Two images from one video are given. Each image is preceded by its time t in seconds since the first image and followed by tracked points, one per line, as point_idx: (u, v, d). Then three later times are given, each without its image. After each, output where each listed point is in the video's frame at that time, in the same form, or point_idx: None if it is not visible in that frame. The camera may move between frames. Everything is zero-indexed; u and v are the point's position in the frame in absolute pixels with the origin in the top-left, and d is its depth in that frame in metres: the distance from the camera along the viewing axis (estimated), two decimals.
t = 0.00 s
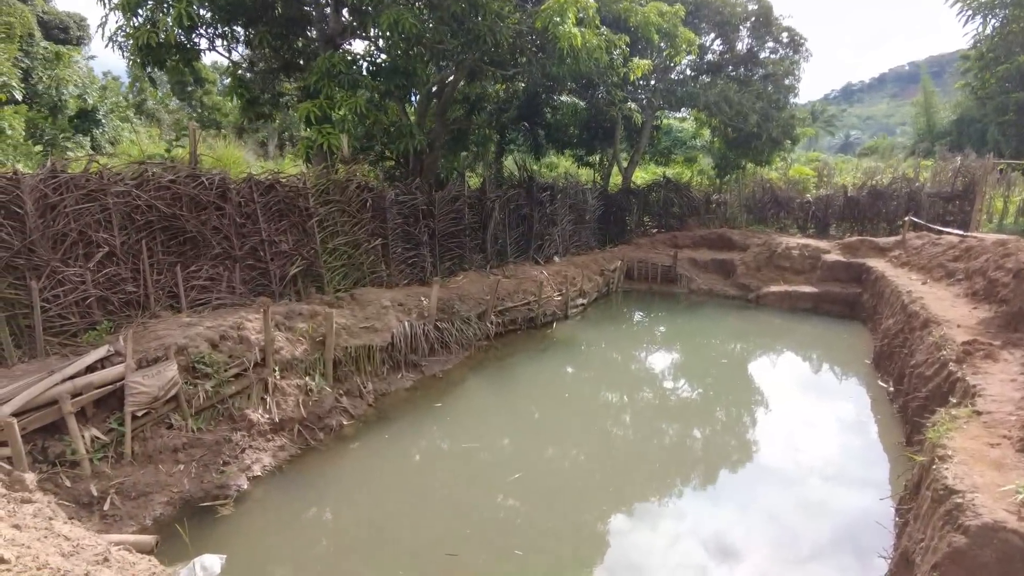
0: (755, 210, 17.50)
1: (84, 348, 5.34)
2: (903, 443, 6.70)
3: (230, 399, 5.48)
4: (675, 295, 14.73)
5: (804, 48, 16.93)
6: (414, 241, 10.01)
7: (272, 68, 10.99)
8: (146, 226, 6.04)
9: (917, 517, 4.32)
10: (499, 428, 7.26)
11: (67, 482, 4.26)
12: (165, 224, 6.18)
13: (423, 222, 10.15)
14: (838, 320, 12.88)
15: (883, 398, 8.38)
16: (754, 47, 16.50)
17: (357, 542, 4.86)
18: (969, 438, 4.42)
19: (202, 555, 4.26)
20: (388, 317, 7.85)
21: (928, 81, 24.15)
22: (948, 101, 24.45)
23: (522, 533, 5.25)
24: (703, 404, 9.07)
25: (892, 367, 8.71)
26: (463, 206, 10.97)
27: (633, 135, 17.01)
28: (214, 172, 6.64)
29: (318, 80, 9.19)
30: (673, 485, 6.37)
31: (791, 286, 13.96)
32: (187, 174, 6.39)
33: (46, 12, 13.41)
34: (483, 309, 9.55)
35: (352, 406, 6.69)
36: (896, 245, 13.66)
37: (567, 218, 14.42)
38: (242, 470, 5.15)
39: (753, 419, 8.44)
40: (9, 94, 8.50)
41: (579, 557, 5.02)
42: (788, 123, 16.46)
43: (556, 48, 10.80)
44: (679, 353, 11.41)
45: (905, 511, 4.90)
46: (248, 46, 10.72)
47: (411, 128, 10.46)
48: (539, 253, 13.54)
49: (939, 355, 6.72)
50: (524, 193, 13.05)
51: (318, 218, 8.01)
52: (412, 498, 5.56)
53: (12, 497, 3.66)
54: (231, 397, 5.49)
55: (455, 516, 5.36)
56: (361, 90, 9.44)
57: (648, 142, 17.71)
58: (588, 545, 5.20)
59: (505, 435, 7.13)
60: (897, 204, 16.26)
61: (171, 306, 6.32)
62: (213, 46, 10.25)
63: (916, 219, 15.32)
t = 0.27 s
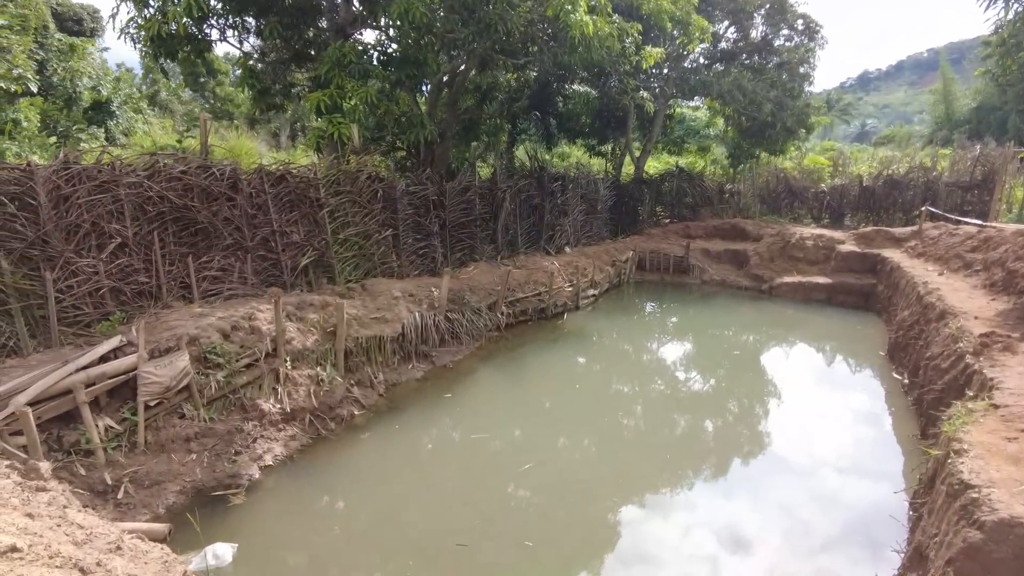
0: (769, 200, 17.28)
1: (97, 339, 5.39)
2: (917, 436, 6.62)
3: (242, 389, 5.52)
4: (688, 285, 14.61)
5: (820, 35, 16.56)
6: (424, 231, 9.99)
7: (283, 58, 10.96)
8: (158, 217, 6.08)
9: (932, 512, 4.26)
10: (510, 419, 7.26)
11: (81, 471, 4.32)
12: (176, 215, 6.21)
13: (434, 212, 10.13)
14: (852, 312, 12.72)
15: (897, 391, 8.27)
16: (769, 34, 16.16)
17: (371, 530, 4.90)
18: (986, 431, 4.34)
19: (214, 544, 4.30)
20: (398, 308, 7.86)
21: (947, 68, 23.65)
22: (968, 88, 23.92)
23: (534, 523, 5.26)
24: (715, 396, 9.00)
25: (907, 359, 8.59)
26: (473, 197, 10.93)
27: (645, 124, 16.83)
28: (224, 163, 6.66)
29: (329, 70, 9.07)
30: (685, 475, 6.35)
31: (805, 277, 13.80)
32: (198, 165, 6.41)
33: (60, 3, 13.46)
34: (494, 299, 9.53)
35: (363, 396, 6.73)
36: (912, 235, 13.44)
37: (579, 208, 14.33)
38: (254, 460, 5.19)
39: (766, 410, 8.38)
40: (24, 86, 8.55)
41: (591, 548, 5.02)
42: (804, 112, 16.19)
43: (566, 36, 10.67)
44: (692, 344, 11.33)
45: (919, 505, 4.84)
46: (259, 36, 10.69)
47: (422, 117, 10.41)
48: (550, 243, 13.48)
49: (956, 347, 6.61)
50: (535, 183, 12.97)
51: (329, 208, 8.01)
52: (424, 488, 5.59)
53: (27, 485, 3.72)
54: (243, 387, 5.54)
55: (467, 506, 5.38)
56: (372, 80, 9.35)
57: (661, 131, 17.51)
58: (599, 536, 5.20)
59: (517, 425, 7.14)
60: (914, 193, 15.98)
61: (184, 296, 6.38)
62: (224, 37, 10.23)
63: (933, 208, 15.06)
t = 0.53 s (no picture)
0: (783, 191, 17.05)
1: (110, 330, 5.45)
2: (932, 430, 6.53)
3: (252, 380, 5.56)
4: (700, 277, 14.48)
5: (836, 25, 16.17)
6: (435, 223, 9.97)
7: (294, 49, 10.94)
8: (169, 209, 6.12)
9: (944, 507, 4.20)
10: (521, 411, 7.26)
11: (94, 461, 4.39)
12: (187, 207, 6.25)
13: (445, 204, 10.10)
14: (868, 303, 12.54)
15: (912, 384, 8.15)
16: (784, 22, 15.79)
17: (383, 520, 4.93)
18: (1002, 426, 4.25)
19: (223, 534, 4.33)
20: (408, 299, 7.86)
21: (968, 54, 23.10)
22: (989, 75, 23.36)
23: (543, 514, 5.27)
24: (727, 388, 8.93)
25: (922, 351, 8.46)
26: (484, 188, 10.88)
27: (659, 114, 16.63)
28: (234, 155, 6.68)
29: (341, 62, 8.96)
30: (697, 468, 6.32)
31: (820, 268, 13.62)
32: (209, 158, 6.44)
33: None
34: (504, 291, 9.51)
35: (373, 387, 6.76)
36: (929, 226, 13.21)
37: (590, 199, 14.23)
38: (264, 451, 5.24)
39: (779, 402, 8.30)
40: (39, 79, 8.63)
41: (601, 540, 5.02)
42: (820, 100, 15.90)
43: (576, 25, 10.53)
44: (704, 336, 11.24)
45: (932, 500, 4.78)
46: (270, 27, 10.66)
47: (432, 108, 10.35)
48: (561, 234, 13.41)
49: (972, 340, 6.49)
50: (546, 174, 12.89)
51: (340, 200, 8.01)
52: (436, 479, 5.62)
53: (41, 475, 3.78)
54: (253, 379, 5.58)
55: (477, 497, 5.40)
56: (383, 71, 9.23)
57: (674, 121, 17.30)
58: (609, 528, 5.19)
59: (527, 417, 7.15)
60: (932, 183, 15.68)
61: (195, 288, 6.43)
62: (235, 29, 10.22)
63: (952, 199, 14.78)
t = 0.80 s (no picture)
0: (792, 185, 16.92)
1: (119, 326, 5.50)
2: (940, 426, 6.48)
3: (259, 375, 5.61)
4: (708, 272, 14.41)
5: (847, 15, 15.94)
6: (441, 218, 9.97)
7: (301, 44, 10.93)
8: (176, 206, 6.16)
9: (949, 504, 4.17)
10: (528, 406, 7.27)
11: (103, 455, 4.44)
12: (194, 203, 6.29)
13: (451, 199, 10.09)
14: (877, 298, 12.43)
15: (921, 380, 8.08)
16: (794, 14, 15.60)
17: (391, 513, 4.97)
18: (1009, 423, 4.21)
19: (230, 528, 4.38)
20: (414, 295, 7.88)
21: (982, 45, 22.75)
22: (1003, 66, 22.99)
23: (549, 508, 5.28)
24: (735, 383, 8.90)
25: (932, 347, 8.38)
26: (490, 183, 10.86)
27: (667, 107, 16.51)
28: (241, 151, 6.70)
29: (348, 57, 8.92)
30: (705, 462, 6.31)
31: (829, 263, 13.51)
32: (215, 154, 6.47)
33: None
34: (511, 286, 9.50)
35: (379, 382, 6.79)
36: (940, 220, 13.07)
37: (597, 193, 14.17)
38: (270, 445, 5.28)
39: (788, 397, 8.26)
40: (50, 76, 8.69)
41: (607, 534, 5.03)
42: (830, 93, 15.72)
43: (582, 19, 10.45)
44: (712, 331, 11.20)
45: (937, 497, 4.75)
46: (278, 23, 10.66)
47: (438, 103, 10.32)
48: (568, 229, 13.38)
49: (981, 335, 6.42)
50: (552, 169, 12.85)
51: (346, 195, 8.03)
52: (443, 473, 5.64)
53: (50, 469, 3.84)
54: (260, 374, 5.62)
55: (483, 491, 5.42)
56: (390, 65, 9.18)
57: (683, 114, 17.17)
58: (616, 523, 5.20)
59: (534, 411, 7.16)
60: (944, 176, 15.49)
61: (203, 284, 6.48)
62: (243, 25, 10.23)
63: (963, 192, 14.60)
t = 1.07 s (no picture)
0: (799, 181, 16.81)
1: (126, 324, 5.54)
2: (947, 423, 6.44)
3: (265, 372, 5.64)
4: (714, 268, 14.36)
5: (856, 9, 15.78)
6: (446, 215, 9.97)
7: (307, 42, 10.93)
8: (182, 203, 6.19)
9: (955, 502, 4.15)
10: (533, 403, 7.28)
11: (110, 452, 4.48)
12: (199, 201, 6.32)
13: (456, 196, 10.08)
14: (884, 295, 12.35)
15: (928, 377, 8.03)
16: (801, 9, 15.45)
17: (397, 510, 4.98)
18: (1016, 421, 4.17)
19: (235, 524, 4.40)
20: (419, 292, 7.89)
21: (992, 40, 22.51)
22: (1013, 61, 22.74)
23: (555, 505, 5.28)
24: (740, 380, 8.87)
25: (939, 344, 8.32)
26: (495, 180, 10.84)
27: (673, 104, 16.42)
28: (246, 149, 6.73)
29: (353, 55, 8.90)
30: (711, 459, 6.29)
31: (836, 259, 13.43)
32: (221, 152, 6.50)
33: None
34: (516, 283, 9.50)
35: (384, 379, 6.81)
36: (948, 217, 12.97)
37: (603, 190, 14.14)
38: (276, 442, 5.31)
39: (794, 395, 8.23)
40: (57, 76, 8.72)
41: (612, 530, 5.02)
42: (837, 89, 15.60)
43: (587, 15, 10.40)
44: (718, 328, 11.16)
45: (943, 495, 4.72)
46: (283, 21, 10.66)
47: (443, 101, 10.30)
48: (573, 226, 13.35)
49: (988, 333, 6.37)
50: (557, 166, 12.82)
51: (351, 193, 8.04)
52: (448, 470, 5.66)
53: (58, 466, 3.87)
54: (265, 371, 5.65)
55: (489, 488, 5.43)
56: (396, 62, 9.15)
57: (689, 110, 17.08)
58: (621, 520, 5.19)
59: (540, 409, 7.16)
60: (952, 172, 15.36)
61: (208, 282, 6.53)
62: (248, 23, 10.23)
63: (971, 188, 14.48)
